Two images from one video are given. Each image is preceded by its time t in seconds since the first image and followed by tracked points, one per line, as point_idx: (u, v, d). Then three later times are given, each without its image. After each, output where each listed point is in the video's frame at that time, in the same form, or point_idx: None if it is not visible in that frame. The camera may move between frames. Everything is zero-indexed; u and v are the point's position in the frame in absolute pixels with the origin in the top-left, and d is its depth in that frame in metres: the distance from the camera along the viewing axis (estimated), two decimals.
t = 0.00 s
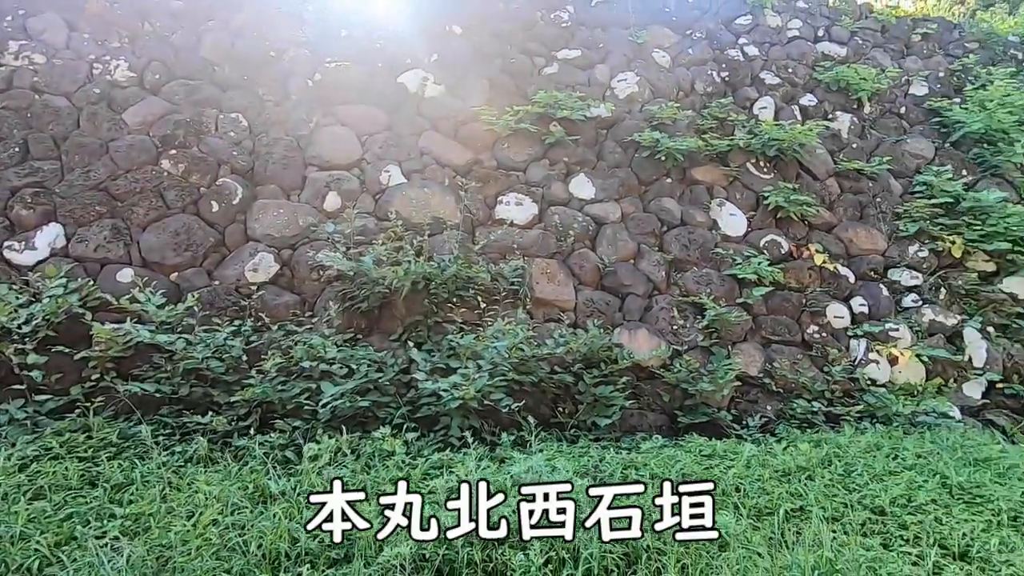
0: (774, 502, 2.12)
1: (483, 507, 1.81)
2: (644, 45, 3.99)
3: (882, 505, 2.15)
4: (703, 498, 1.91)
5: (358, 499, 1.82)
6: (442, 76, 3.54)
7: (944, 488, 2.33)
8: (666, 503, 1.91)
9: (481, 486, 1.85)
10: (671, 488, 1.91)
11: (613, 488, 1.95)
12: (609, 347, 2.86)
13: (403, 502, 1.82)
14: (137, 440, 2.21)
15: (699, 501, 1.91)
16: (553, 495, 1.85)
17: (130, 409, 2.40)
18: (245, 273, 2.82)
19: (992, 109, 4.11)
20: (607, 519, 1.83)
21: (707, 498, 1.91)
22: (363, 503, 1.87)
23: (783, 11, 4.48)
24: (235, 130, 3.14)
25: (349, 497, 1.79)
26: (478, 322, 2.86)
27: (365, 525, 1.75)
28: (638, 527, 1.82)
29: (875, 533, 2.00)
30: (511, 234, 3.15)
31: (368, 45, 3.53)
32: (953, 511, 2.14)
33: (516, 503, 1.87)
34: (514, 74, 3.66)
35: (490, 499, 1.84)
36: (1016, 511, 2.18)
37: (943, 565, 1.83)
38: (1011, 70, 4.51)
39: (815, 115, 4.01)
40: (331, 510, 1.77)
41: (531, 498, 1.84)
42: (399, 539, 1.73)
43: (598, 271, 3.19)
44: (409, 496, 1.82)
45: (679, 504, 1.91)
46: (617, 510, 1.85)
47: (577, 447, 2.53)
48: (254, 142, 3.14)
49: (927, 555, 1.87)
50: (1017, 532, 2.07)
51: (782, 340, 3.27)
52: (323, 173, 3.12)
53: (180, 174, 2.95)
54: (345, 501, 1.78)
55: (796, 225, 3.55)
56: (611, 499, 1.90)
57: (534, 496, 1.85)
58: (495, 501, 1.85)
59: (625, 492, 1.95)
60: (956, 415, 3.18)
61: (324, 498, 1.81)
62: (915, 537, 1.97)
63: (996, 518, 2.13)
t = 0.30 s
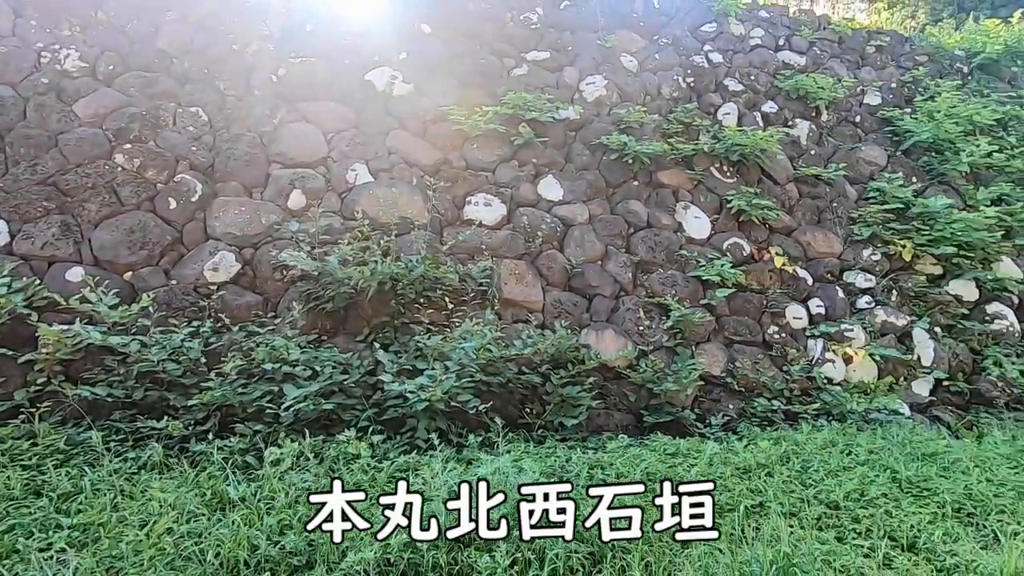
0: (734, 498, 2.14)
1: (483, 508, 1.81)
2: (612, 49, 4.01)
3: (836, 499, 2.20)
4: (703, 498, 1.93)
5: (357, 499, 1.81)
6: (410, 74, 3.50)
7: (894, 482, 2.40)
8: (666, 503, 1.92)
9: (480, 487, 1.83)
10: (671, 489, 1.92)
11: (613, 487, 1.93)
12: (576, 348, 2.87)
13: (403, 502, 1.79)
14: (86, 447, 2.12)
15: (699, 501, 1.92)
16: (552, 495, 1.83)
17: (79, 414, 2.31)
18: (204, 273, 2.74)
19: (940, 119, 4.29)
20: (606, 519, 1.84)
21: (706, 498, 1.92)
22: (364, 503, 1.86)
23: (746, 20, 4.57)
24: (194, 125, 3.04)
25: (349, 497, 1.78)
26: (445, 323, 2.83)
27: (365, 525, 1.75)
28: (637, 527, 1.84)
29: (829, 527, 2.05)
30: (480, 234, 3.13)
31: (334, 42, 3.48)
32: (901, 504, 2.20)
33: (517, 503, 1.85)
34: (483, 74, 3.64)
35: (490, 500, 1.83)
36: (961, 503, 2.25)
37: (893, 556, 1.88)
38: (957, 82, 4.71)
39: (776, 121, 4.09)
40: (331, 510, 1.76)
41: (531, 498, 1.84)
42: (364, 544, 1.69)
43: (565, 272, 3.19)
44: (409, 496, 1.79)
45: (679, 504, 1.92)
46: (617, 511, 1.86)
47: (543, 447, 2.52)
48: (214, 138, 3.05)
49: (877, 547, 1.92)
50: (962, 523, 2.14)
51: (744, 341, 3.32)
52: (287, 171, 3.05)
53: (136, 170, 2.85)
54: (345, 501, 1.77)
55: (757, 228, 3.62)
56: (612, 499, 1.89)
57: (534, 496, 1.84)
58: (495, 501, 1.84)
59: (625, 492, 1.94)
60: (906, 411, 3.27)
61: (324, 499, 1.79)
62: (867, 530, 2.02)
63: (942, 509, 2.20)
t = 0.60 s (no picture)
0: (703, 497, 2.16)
1: (483, 508, 1.82)
2: (586, 53, 4.03)
3: (801, 497, 2.24)
4: (703, 498, 1.94)
5: (359, 499, 1.82)
6: (383, 73, 3.46)
7: (857, 479, 2.44)
8: (666, 503, 1.94)
9: (481, 486, 1.86)
10: (671, 489, 1.95)
11: (613, 488, 1.98)
12: (549, 349, 2.87)
13: (403, 502, 1.81)
14: (40, 454, 2.04)
15: (699, 501, 1.94)
16: (553, 495, 1.85)
17: (32, 420, 2.22)
18: (167, 273, 2.66)
19: (899, 128, 4.42)
20: (607, 519, 1.85)
21: (706, 498, 1.94)
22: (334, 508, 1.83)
23: (716, 27, 4.64)
24: (158, 121, 2.96)
25: (349, 497, 1.78)
26: (417, 324, 2.80)
27: (365, 524, 1.74)
28: (637, 527, 1.85)
29: (795, 524, 2.08)
30: (452, 235, 3.10)
31: (305, 38, 3.41)
32: (862, 500, 2.25)
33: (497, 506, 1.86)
34: (457, 75, 3.62)
35: (490, 499, 1.85)
36: (918, 498, 2.29)
37: (855, 551, 1.91)
38: (915, 93, 4.86)
39: (745, 127, 4.16)
40: (331, 510, 1.75)
41: (531, 498, 1.85)
42: (332, 550, 1.65)
43: (539, 274, 3.18)
44: (410, 496, 1.81)
45: (679, 503, 1.94)
46: (617, 510, 1.87)
47: (516, 449, 2.51)
48: (178, 134, 2.97)
49: (840, 543, 1.95)
50: (919, 518, 2.18)
51: (713, 342, 3.36)
52: (255, 169, 2.99)
53: (96, 166, 2.75)
54: (345, 501, 1.77)
55: (727, 232, 3.67)
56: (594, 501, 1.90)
57: (534, 496, 1.85)
58: (495, 501, 1.86)
59: (625, 492, 1.99)
60: (867, 411, 3.34)
61: (324, 499, 1.79)
62: (831, 526, 2.06)
63: (900, 505, 2.24)
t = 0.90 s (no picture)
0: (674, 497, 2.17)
1: (483, 508, 1.82)
2: (561, 56, 4.03)
3: (769, 495, 2.26)
4: (703, 498, 1.95)
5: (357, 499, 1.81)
6: (357, 72, 3.41)
7: (823, 478, 2.48)
8: (666, 503, 1.96)
9: (482, 486, 1.86)
10: (671, 489, 1.96)
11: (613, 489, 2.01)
12: (523, 351, 2.86)
13: (403, 502, 1.79)
14: None
15: (698, 501, 1.95)
16: (553, 495, 1.87)
17: None
18: (129, 273, 2.58)
19: (862, 136, 4.53)
20: (606, 519, 1.88)
21: (706, 498, 1.95)
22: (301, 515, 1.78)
23: (688, 34, 4.69)
24: (121, 115, 2.86)
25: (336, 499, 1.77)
26: (390, 326, 2.76)
27: (365, 525, 1.73)
28: (637, 527, 1.87)
29: (763, 522, 2.09)
30: (426, 236, 3.07)
31: (276, 35, 3.35)
32: (828, 498, 2.28)
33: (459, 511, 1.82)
34: (432, 76, 3.59)
35: (491, 500, 1.86)
36: (880, 495, 2.33)
37: (820, 549, 1.93)
38: (877, 102, 4.99)
39: (716, 132, 4.21)
40: (330, 510, 1.75)
41: (530, 499, 1.87)
42: (300, 556, 1.61)
43: (513, 275, 3.17)
44: (409, 496, 1.79)
45: (679, 503, 1.95)
46: (617, 511, 1.90)
47: (490, 452, 2.49)
48: (143, 130, 2.88)
49: (806, 540, 1.97)
50: (881, 514, 2.21)
51: (685, 344, 3.39)
52: (223, 167, 2.91)
53: (54, 161, 2.65)
54: (345, 501, 1.76)
55: (699, 235, 3.70)
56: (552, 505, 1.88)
57: (534, 496, 1.87)
58: (494, 502, 1.87)
59: (625, 492, 2.05)
60: (833, 410, 3.40)
61: (323, 499, 1.78)
62: (798, 524, 2.08)
63: (863, 502, 2.28)
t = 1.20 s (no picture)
0: (650, 498, 2.17)
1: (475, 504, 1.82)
2: (540, 57, 4.03)
3: (743, 495, 2.27)
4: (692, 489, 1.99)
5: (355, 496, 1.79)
6: (334, 70, 3.37)
7: (795, 478, 2.50)
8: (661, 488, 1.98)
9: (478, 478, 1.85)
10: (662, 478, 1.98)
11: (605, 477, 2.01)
12: (501, 352, 2.85)
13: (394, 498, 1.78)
14: None
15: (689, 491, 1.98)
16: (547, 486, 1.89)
17: None
18: (95, 272, 2.50)
19: (833, 142, 4.61)
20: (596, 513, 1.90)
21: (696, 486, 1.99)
22: (272, 521, 1.75)
23: (665, 39, 4.72)
24: (87, 109, 2.77)
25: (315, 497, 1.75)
26: (366, 328, 2.73)
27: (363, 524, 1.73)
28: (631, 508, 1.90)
29: (737, 521, 2.10)
30: (404, 237, 3.04)
31: (250, 30, 3.28)
32: (799, 497, 2.30)
33: (442, 515, 1.80)
34: (410, 75, 3.56)
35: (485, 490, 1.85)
36: (850, 493, 2.36)
37: (793, 547, 1.94)
38: (847, 109, 5.08)
39: (693, 136, 4.25)
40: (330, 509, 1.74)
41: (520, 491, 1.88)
42: (271, 563, 1.57)
43: (491, 276, 3.15)
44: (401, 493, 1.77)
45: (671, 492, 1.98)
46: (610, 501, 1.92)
47: (467, 453, 2.47)
48: (109, 125, 2.79)
49: (779, 538, 1.98)
50: (850, 512, 2.23)
51: (661, 345, 3.41)
52: (194, 164, 2.85)
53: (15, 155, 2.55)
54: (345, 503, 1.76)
55: (675, 237, 3.73)
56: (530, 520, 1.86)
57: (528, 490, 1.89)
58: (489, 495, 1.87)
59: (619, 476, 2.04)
60: (805, 410, 3.44)
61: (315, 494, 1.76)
62: (771, 523, 2.09)
63: (834, 500, 2.30)
